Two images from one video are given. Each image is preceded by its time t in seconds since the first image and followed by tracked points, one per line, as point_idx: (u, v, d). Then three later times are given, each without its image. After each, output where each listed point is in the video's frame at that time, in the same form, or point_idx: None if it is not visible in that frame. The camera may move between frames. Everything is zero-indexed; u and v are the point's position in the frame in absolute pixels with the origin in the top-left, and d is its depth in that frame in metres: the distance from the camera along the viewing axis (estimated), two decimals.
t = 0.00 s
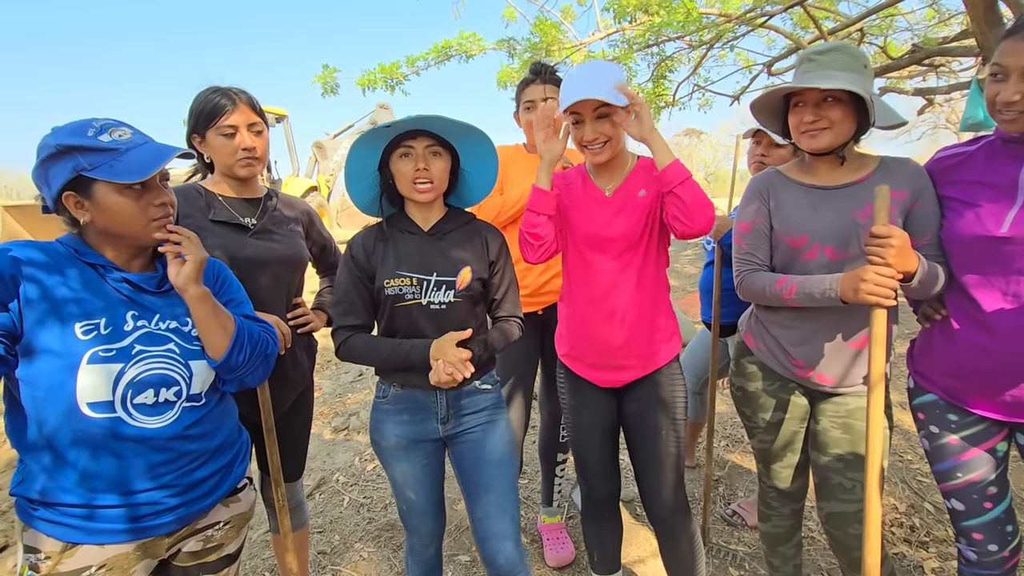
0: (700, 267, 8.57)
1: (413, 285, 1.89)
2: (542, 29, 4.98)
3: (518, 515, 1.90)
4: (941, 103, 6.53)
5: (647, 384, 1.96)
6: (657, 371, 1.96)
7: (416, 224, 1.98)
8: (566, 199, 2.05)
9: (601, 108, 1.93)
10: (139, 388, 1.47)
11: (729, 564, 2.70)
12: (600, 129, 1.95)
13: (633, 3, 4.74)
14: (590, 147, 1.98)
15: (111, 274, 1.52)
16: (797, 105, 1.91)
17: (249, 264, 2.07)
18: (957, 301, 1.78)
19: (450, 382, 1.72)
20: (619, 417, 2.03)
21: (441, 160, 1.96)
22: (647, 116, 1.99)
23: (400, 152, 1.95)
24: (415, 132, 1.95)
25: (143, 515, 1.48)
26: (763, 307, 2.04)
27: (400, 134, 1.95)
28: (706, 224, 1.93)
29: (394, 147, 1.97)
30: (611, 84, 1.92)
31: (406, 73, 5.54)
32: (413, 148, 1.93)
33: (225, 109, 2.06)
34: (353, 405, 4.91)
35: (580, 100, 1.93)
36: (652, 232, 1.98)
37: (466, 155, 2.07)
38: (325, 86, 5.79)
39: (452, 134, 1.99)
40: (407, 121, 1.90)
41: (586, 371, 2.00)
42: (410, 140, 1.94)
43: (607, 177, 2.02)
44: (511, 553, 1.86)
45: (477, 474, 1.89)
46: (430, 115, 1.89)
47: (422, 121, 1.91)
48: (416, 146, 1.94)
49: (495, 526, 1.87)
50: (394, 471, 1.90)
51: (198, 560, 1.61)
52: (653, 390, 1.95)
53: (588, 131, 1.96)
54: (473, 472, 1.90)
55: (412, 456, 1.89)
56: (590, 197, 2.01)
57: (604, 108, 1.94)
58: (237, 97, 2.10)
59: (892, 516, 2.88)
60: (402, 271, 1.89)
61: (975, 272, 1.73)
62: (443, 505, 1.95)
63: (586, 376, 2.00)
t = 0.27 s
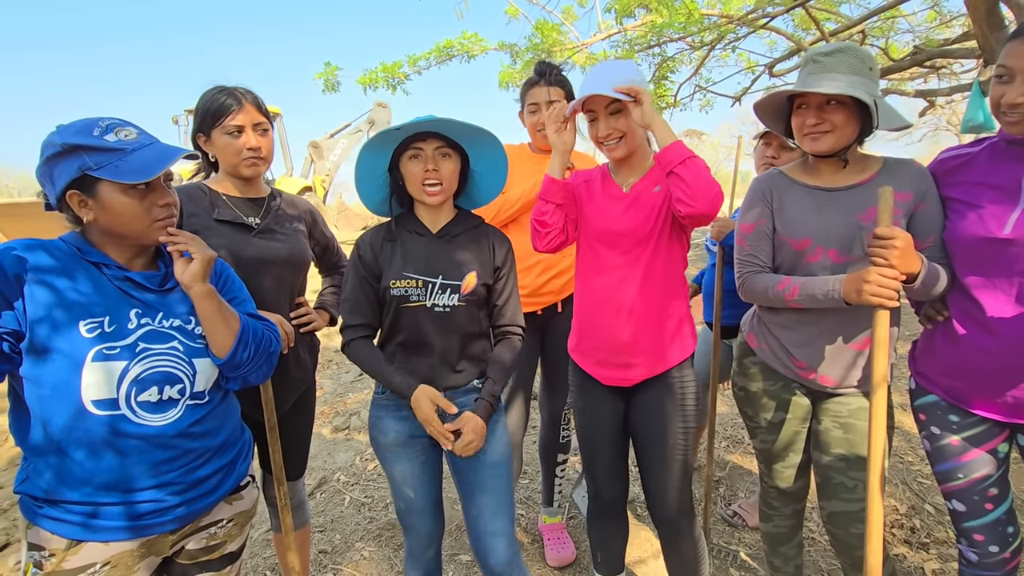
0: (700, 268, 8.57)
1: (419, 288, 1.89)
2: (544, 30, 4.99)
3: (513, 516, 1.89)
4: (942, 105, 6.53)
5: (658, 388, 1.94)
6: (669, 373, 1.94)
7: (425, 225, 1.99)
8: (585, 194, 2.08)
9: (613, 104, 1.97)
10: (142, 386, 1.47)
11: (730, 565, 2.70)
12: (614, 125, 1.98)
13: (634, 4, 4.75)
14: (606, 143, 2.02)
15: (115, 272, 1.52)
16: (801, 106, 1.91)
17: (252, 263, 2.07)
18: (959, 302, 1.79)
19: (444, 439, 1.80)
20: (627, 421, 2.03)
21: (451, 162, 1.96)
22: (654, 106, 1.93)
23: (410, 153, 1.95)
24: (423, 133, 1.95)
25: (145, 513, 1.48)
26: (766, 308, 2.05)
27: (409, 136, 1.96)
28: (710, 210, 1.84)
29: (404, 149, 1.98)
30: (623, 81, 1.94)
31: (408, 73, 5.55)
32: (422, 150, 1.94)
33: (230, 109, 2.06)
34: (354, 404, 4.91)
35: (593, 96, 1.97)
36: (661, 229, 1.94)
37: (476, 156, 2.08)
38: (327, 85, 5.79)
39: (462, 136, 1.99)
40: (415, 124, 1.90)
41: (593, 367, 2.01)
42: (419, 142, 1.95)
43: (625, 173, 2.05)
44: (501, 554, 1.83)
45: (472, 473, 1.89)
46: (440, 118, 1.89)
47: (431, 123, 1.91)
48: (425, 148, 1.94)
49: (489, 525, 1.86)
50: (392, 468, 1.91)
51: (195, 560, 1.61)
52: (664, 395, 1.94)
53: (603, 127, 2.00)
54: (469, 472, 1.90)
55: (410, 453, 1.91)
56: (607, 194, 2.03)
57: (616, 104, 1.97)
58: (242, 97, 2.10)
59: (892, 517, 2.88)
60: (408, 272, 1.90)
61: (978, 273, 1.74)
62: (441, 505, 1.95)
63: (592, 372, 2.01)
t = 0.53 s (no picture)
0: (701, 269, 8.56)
1: (419, 289, 1.89)
2: (546, 30, 4.99)
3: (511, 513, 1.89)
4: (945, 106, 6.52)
5: (664, 393, 1.93)
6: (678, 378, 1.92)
7: (430, 226, 1.98)
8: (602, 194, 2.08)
9: (622, 99, 1.94)
10: (143, 384, 1.47)
11: (731, 566, 2.70)
12: (625, 120, 1.95)
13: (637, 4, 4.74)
14: (617, 140, 2.00)
15: (117, 271, 1.52)
16: (804, 107, 1.91)
17: (254, 261, 2.07)
18: (960, 304, 1.78)
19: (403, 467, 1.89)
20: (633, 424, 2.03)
21: (458, 162, 1.95)
22: (666, 117, 1.91)
23: (417, 152, 1.95)
24: (430, 133, 1.95)
25: (144, 512, 1.48)
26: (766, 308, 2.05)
27: (417, 135, 1.96)
28: (705, 232, 1.80)
29: (411, 149, 1.98)
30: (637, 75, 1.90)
31: (409, 73, 5.55)
32: (430, 149, 1.93)
33: (232, 108, 2.06)
34: (354, 403, 4.91)
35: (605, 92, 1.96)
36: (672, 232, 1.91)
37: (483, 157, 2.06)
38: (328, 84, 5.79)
39: (471, 137, 1.99)
40: (422, 122, 1.90)
41: (601, 367, 2.02)
42: (427, 141, 1.94)
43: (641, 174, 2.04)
44: (499, 550, 1.82)
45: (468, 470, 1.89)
46: (448, 117, 1.88)
47: (438, 123, 1.90)
48: (432, 147, 1.94)
49: (486, 523, 1.85)
50: (388, 467, 1.91)
51: (198, 558, 1.61)
52: (668, 402, 1.93)
53: (613, 123, 1.98)
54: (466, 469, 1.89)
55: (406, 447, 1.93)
56: (622, 193, 2.02)
57: (626, 98, 1.94)
58: (245, 96, 2.10)
59: (894, 519, 2.88)
60: (410, 274, 1.90)
61: (980, 274, 1.73)
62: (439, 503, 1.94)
63: (600, 372, 2.02)
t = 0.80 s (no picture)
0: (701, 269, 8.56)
1: (419, 286, 1.90)
2: (546, 30, 4.98)
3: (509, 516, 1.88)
4: (946, 107, 6.51)
5: (665, 398, 1.93)
6: (679, 383, 1.90)
7: (435, 227, 1.99)
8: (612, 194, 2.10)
9: (624, 101, 1.93)
10: (140, 386, 1.47)
11: (730, 568, 2.70)
12: (628, 122, 1.95)
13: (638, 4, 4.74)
14: (621, 141, 2.00)
15: (115, 272, 1.52)
16: (804, 109, 1.90)
17: (253, 263, 2.07)
18: (960, 306, 1.78)
19: (345, 372, 1.78)
20: (636, 426, 2.03)
21: (462, 162, 1.95)
22: (668, 132, 1.84)
23: (421, 154, 1.95)
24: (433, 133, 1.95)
25: (140, 514, 1.48)
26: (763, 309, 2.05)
27: (421, 136, 1.96)
28: (702, 253, 1.75)
29: (415, 150, 1.98)
30: (641, 75, 1.89)
31: (409, 74, 5.55)
32: (433, 150, 1.93)
33: (231, 109, 2.06)
34: (354, 404, 4.91)
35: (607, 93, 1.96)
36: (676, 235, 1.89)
37: (488, 156, 2.05)
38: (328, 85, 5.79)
39: (475, 138, 1.98)
40: (425, 124, 1.90)
41: (607, 367, 2.04)
42: (430, 142, 1.94)
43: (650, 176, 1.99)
44: (498, 552, 1.83)
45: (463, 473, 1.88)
46: (450, 118, 1.88)
47: (442, 124, 1.90)
48: (436, 148, 1.93)
49: (483, 525, 1.85)
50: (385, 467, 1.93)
51: (189, 561, 1.61)
52: (670, 406, 1.92)
53: (615, 125, 1.98)
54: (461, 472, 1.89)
55: (401, 448, 1.93)
56: (630, 194, 2.03)
57: (627, 101, 1.93)
58: (244, 97, 2.10)
59: (893, 521, 2.87)
60: (411, 269, 1.92)
61: (979, 276, 1.73)
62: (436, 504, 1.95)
63: (605, 372, 2.04)
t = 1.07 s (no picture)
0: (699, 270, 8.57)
1: (425, 282, 1.91)
2: (545, 30, 4.99)
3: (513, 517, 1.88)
4: (944, 107, 6.52)
5: (663, 400, 1.93)
6: (679, 386, 1.90)
7: (443, 225, 1.99)
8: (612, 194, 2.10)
9: (628, 98, 1.94)
10: (136, 386, 1.47)
11: (729, 568, 2.70)
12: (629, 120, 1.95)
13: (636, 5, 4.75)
14: (624, 141, 1.99)
15: (110, 273, 1.52)
16: (801, 109, 1.91)
17: (250, 263, 2.07)
18: (956, 306, 1.78)
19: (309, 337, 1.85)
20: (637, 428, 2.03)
21: (471, 160, 1.95)
22: (661, 141, 1.83)
23: (430, 152, 1.96)
24: (442, 132, 1.96)
25: (137, 515, 1.48)
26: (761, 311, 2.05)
27: (429, 136, 1.97)
28: (704, 267, 1.76)
29: (424, 149, 1.98)
30: (644, 72, 1.90)
31: (408, 74, 5.55)
32: (442, 148, 1.94)
33: (229, 109, 2.06)
34: (352, 405, 4.91)
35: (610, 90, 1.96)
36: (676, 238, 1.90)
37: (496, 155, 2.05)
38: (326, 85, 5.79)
39: (483, 134, 1.97)
40: (434, 122, 1.91)
41: (607, 368, 2.04)
42: (439, 141, 1.95)
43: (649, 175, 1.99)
44: (504, 554, 1.83)
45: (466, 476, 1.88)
46: (457, 116, 1.88)
47: (448, 121, 1.91)
48: (444, 146, 1.95)
49: (486, 527, 1.85)
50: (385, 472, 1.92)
51: (190, 561, 1.61)
52: (670, 408, 1.92)
53: (618, 123, 1.98)
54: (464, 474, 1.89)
55: (401, 452, 1.93)
56: (630, 196, 2.02)
57: (631, 97, 1.94)
58: (242, 98, 2.10)
59: (891, 520, 2.87)
60: (420, 265, 1.92)
61: (975, 277, 1.73)
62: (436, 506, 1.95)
63: (605, 371, 2.05)
